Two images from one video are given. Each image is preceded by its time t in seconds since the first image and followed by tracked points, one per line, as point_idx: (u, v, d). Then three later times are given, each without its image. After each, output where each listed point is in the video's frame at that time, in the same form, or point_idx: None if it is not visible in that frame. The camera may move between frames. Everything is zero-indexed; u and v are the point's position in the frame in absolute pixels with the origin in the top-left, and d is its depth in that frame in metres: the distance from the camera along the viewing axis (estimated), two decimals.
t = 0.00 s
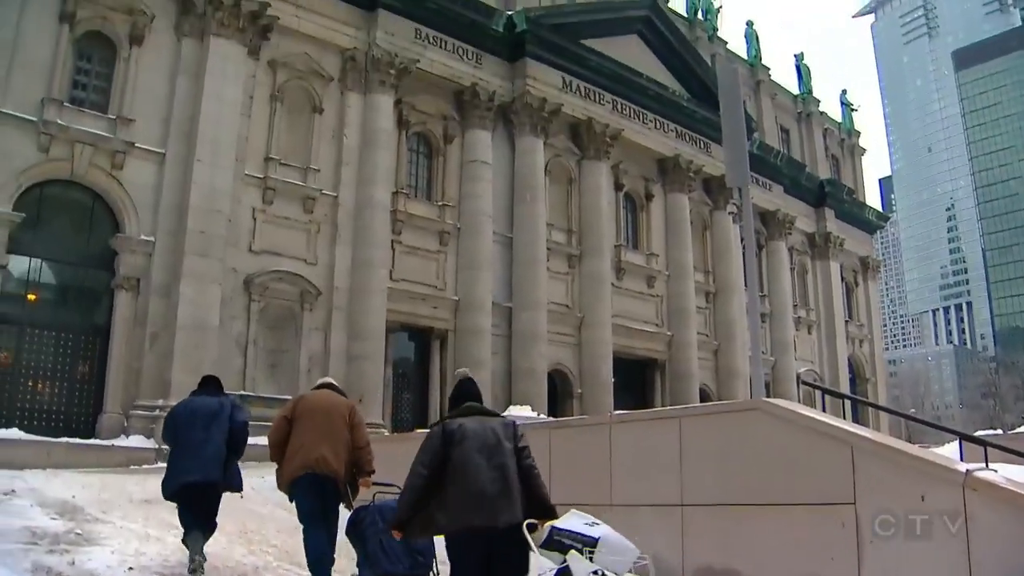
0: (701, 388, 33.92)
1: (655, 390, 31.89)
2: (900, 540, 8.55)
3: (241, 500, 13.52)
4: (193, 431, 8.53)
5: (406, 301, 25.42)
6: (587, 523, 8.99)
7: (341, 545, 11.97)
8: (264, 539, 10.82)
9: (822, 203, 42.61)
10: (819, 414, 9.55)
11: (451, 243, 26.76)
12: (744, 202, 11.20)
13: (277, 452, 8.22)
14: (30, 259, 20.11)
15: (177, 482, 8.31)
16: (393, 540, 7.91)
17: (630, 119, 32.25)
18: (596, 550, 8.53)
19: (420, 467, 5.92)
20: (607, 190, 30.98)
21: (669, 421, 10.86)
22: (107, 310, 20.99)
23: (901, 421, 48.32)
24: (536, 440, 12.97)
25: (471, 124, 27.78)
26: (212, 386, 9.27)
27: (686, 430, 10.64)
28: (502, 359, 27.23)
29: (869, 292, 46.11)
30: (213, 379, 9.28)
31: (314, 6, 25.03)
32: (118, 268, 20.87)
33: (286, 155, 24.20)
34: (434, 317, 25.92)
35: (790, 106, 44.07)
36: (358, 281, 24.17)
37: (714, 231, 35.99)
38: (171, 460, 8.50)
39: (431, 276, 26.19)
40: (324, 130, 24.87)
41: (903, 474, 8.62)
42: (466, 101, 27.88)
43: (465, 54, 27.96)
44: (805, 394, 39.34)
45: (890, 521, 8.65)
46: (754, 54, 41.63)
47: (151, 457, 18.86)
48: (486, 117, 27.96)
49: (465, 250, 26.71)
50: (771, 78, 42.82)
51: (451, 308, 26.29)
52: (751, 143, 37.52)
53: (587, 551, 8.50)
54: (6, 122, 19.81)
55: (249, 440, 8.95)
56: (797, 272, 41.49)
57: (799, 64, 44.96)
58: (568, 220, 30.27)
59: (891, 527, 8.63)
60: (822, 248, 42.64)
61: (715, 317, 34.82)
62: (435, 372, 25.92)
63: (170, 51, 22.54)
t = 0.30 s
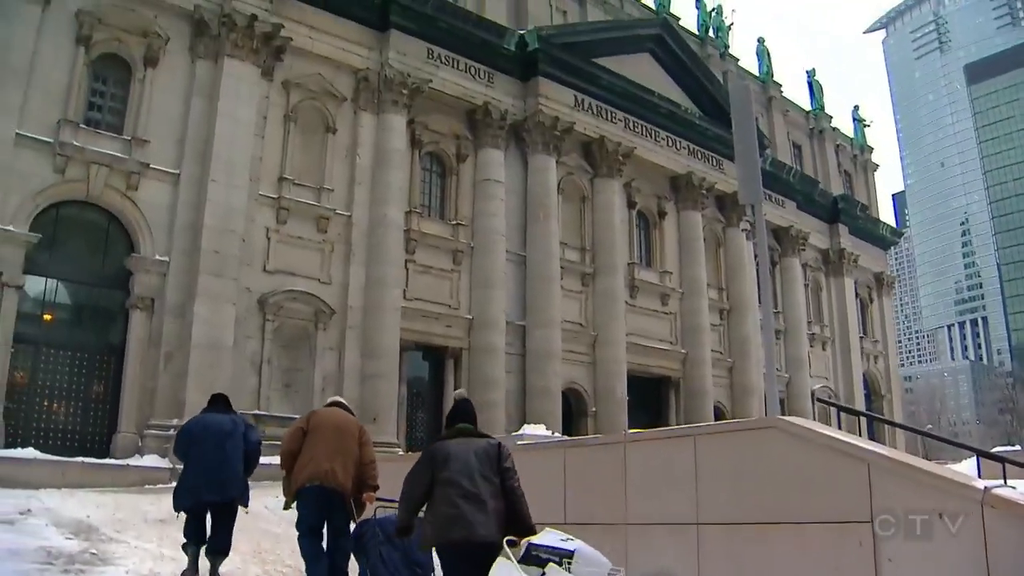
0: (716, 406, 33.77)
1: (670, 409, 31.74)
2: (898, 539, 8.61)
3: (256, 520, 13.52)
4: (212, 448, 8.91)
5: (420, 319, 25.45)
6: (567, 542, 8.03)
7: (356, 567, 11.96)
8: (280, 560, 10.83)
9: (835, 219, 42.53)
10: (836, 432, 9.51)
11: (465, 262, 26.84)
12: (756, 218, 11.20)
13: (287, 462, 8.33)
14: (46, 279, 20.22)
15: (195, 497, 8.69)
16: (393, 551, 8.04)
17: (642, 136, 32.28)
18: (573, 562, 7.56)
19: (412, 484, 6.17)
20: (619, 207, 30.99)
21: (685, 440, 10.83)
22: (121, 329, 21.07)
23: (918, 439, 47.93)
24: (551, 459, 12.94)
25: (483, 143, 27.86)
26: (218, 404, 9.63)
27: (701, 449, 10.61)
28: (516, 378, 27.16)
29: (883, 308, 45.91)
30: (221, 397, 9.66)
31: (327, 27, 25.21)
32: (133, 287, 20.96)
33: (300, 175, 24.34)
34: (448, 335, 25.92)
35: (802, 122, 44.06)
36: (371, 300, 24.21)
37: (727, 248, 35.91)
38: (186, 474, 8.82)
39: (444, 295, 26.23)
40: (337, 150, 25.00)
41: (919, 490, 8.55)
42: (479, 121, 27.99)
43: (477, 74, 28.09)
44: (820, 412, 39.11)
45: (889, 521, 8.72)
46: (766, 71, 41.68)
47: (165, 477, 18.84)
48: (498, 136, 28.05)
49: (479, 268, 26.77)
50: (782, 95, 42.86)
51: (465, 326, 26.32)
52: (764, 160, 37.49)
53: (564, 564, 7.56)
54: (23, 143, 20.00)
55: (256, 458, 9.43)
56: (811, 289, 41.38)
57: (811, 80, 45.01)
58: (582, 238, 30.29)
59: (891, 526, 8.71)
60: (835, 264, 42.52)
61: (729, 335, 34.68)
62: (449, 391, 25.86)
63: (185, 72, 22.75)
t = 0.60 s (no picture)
0: (730, 420, 33.69)
1: (684, 423, 31.64)
2: (900, 539, 8.70)
3: (270, 537, 13.57)
4: (219, 469, 9.54)
5: (433, 335, 25.52)
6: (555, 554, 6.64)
7: None
8: None
9: (848, 231, 42.42)
10: (851, 446, 9.48)
11: (477, 277, 26.91)
12: (769, 231, 11.16)
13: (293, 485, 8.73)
14: (60, 296, 20.34)
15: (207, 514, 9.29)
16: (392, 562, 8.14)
17: (654, 151, 32.29)
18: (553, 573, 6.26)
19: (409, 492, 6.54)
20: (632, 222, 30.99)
21: (698, 455, 10.82)
22: (136, 346, 21.15)
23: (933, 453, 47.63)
24: (562, 475, 12.91)
25: (495, 158, 27.94)
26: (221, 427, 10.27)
27: (716, 464, 10.59)
28: (530, 393, 27.14)
29: (897, 320, 45.72)
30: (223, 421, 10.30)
31: (340, 45, 25.36)
32: (147, 304, 21.06)
33: (313, 192, 24.49)
34: (461, 350, 25.96)
35: (813, 135, 44.02)
36: (384, 315, 24.25)
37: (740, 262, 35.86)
38: (196, 495, 9.43)
39: (457, 310, 26.33)
40: (350, 167, 25.12)
41: (932, 502, 8.51)
42: (491, 136, 28.08)
43: (490, 90, 28.18)
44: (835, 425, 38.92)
45: (890, 521, 8.82)
46: (777, 84, 41.67)
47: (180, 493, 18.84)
48: (510, 151, 28.13)
49: (492, 283, 26.82)
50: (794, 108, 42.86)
51: (478, 342, 26.36)
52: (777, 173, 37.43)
53: None
54: (38, 162, 20.17)
55: (261, 477, 10.04)
56: (824, 302, 41.30)
57: (822, 93, 44.99)
58: (594, 252, 30.32)
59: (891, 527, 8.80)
60: (849, 277, 42.39)
61: (742, 348, 34.58)
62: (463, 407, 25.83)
63: (199, 90, 22.93)
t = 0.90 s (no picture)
0: (745, 430, 33.57)
1: (698, 434, 31.55)
2: (901, 539, 8.81)
3: (285, 550, 13.61)
4: (224, 479, 9.95)
5: (446, 346, 25.54)
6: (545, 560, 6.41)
7: None
8: None
9: (862, 239, 42.30)
10: (867, 456, 9.46)
11: (491, 288, 26.96)
12: (783, 241, 11.12)
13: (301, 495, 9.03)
14: (76, 309, 20.46)
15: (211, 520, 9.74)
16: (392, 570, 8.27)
17: (667, 161, 32.28)
18: None
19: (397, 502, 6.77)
20: (644, 232, 30.99)
21: (713, 465, 10.80)
22: (150, 358, 21.22)
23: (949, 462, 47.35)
24: (576, 485, 12.89)
25: (508, 170, 28.02)
26: (234, 438, 10.68)
27: (732, 475, 10.54)
28: (544, 405, 27.12)
29: (912, 328, 45.54)
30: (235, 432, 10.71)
31: (353, 58, 25.48)
32: (162, 317, 21.15)
33: (326, 205, 24.58)
34: (475, 361, 25.98)
35: (825, 144, 43.96)
36: (398, 327, 24.28)
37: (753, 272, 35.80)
38: (204, 504, 9.91)
39: (470, 322, 26.37)
40: (363, 179, 25.20)
41: (952, 514, 8.43)
42: (503, 148, 28.16)
43: (502, 101, 28.26)
44: (851, 435, 38.75)
45: (890, 521, 8.94)
46: (789, 93, 41.61)
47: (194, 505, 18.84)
48: (522, 162, 28.19)
49: (505, 294, 26.85)
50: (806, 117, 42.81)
51: (492, 353, 26.37)
52: (790, 182, 37.36)
53: None
54: (54, 176, 20.31)
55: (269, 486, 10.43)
56: (838, 311, 41.19)
57: (834, 102, 44.93)
58: (607, 263, 30.32)
59: (891, 527, 8.92)
60: (863, 285, 42.25)
61: (756, 358, 34.51)
62: (477, 419, 25.83)
63: (212, 104, 23.09)
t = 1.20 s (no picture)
0: (759, 436, 33.48)
1: (712, 439, 31.47)
2: (901, 540, 8.92)
3: (300, 557, 13.64)
4: (238, 486, 10.00)
5: (460, 353, 25.56)
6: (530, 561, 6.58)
7: None
8: None
9: (875, 243, 42.15)
10: (881, 460, 9.44)
11: (503, 294, 26.98)
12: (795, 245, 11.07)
13: (312, 496, 9.48)
14: (90, 317, 20.56)
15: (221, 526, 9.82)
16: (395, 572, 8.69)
17: (679, 166, 32.24)
18: None
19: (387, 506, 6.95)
20: (657, 237, 30.98)
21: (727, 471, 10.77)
22: (164, 366, 21.31)
23: (965, 467, 47.07)
24: (588, 492, 12.87)
25: (520, 176, 28.05)
26: (251, 443, 10.70)
27: (746, 480, 10.52)
28: (557, 411, 27.09)
29: (926, 332, 45.33)
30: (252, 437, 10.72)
31: (365, 66, 25.55)
32: (176, 325, 21.24)
33: (339, 213, 24.64)
34: (488, 367, 25.98)
35: (838, 147, 43.82)
36: (411, 334, 24.31)
37: (766, 277, 35.71)
38: (217, 508, 9.99)
39: (483, 328, 26.38)
40: (375, 187, 25.26)
41: (967, 520, 8.40)
42: (515, 154, 28.18)
43: (513, 108, 28.30)
44: (865, 440, 38.57)
45: (890, 521, 9.04)
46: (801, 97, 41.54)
47: (208, 512, 18.87)
48: (534, 168, 28.21)
49: (518, 299, 26.86)
50: (818, 120, 42.69)
51: (505, 359, 26.38)
52: (803, 186, 37.25)
53: None
54: (68, 185, 20.43)
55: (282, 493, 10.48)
56: (851, 315, 41.04)
57: (846, 105, 44.79)
58: (620, 268, 30.29)
59: (892, 527, 9.02)
60: (877, 289, 42.08)
61: (770, 363, 34.41)
62: (490, 425, 25.83)
63: (225, 113, 23.20)
